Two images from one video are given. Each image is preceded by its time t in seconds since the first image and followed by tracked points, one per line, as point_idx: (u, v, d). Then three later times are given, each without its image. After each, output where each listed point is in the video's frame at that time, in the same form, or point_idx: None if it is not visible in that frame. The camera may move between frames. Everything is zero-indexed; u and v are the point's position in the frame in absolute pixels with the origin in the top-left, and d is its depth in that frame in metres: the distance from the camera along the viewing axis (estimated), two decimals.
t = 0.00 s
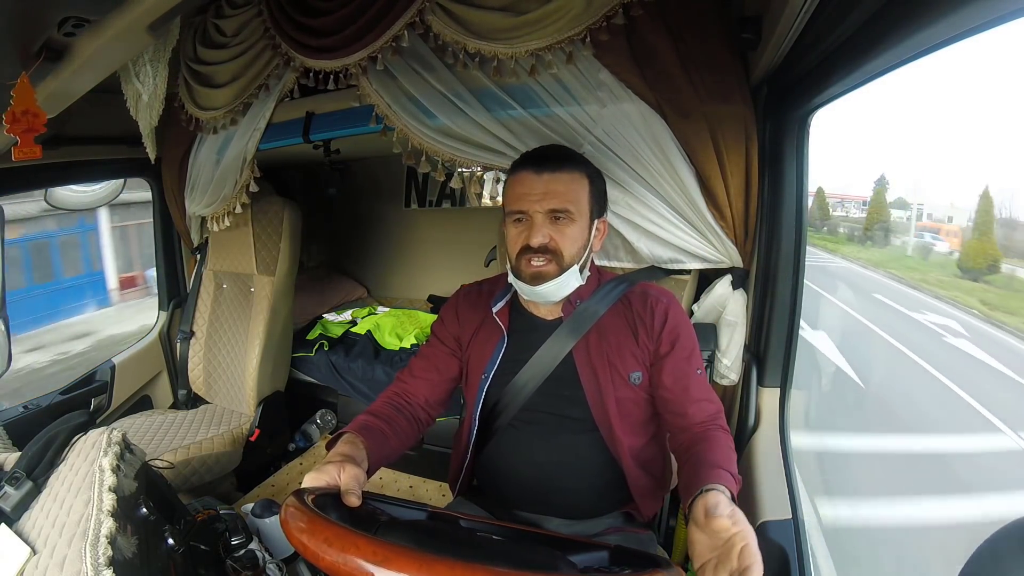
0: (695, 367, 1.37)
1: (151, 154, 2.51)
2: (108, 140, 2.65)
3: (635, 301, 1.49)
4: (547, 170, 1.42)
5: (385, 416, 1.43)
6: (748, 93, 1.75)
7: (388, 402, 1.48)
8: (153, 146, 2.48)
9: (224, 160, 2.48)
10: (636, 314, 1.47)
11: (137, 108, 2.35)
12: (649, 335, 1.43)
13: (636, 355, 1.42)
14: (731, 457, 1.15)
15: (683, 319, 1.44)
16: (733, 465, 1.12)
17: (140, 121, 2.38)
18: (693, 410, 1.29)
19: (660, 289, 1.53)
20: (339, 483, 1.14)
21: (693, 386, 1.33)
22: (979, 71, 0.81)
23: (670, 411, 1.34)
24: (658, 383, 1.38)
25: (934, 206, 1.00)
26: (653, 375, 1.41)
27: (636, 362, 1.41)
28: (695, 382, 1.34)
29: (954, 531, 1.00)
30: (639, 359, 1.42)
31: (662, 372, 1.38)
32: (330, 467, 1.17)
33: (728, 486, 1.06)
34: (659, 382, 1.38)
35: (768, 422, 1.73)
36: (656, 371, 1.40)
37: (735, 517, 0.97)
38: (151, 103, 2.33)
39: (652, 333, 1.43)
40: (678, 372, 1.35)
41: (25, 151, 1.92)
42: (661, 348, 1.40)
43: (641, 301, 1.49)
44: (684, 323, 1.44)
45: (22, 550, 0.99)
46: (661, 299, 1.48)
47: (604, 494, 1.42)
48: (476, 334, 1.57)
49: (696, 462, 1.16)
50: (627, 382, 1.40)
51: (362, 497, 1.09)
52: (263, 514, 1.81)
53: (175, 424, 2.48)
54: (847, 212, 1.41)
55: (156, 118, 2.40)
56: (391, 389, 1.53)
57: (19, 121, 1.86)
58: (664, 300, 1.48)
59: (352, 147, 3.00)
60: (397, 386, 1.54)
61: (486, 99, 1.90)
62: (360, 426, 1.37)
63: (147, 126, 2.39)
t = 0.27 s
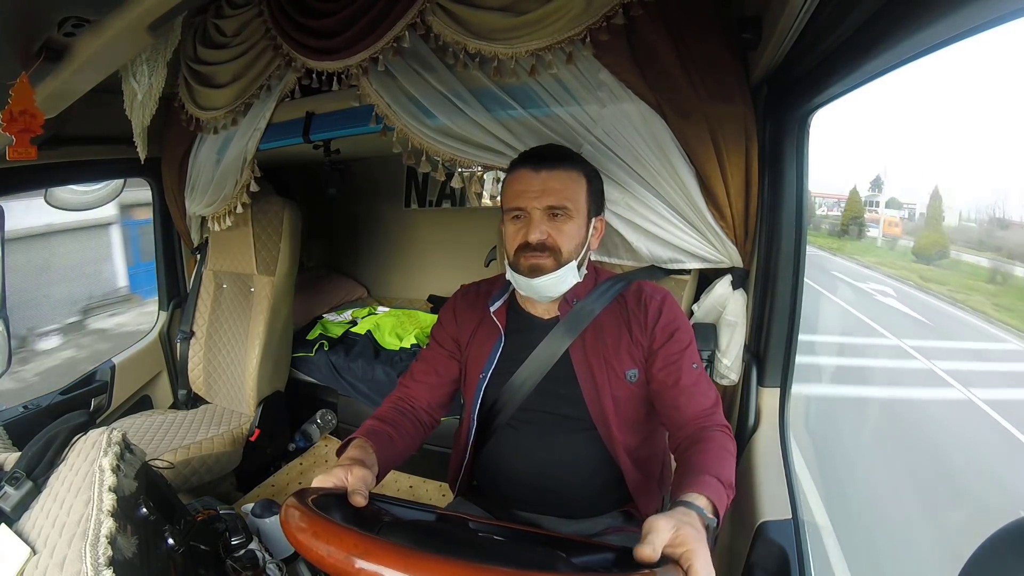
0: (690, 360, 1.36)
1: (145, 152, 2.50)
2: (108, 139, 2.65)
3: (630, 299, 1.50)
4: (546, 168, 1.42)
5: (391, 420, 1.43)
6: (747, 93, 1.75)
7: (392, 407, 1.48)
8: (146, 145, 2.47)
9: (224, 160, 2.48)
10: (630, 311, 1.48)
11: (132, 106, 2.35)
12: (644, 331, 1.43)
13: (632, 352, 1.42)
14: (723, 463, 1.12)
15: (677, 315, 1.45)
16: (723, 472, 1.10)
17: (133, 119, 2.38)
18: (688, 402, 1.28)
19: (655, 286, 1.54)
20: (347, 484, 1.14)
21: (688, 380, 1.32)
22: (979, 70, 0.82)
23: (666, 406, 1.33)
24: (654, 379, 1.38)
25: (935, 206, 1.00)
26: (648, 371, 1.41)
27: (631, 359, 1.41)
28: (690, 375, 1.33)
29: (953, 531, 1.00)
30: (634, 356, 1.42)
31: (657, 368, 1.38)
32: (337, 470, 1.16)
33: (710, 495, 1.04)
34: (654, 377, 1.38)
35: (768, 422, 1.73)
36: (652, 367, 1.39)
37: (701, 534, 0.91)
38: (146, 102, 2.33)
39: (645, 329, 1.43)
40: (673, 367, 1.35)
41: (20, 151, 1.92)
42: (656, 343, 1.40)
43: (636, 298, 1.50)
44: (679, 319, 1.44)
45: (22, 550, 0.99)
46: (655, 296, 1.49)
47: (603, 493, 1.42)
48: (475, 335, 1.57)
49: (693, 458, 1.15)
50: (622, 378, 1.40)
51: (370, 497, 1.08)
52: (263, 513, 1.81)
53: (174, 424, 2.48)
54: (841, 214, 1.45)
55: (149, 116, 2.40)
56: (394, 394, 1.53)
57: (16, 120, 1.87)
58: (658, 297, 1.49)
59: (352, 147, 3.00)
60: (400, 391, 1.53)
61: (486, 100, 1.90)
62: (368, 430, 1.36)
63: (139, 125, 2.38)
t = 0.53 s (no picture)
0: (689, 358, 1.36)
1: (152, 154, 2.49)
2: (108, 139, 2.65)
3: (630, 299, 1.50)
4: (548, 167, 1.43)
5: (397, 426, 1.44)
6: (747, 93, 1.75)
7: (397, 414, 1.49)
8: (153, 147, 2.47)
9: (224, 160, 2.48)
10: (630, 311, 1.48)
11: (133, 107, 2.34)
12: (644, 331, 1.43)
13: (631, 351, 1.42)
14: (724, 464, 1.12)
15: (677, 313, 1.45)
16: (725, 474, 1.10)
17: (138, 121, 2.37)
18: (687, 400, 1.28)
19: (654, 286, 1.54)
20: (354, 486, 1.15)
21: (688, 378, 1.32)
22: (977, 69, 0.82)
23: (666, 405, 1.33)
24: (654, 379, 1.38)
25: (935, 205, 1.00)
26: (648, 370, 1.41)
27: (631, 359, 1.41)
28: (690, 374, 1.32)
29: (952, 531, 1.00)
30: (634, 356, 1.42)
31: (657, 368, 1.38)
32: (346, 473, 1.17)
33: (712, 501, 1.04)
34: (654, 376, 1.38)
35: (768, 421, 1.74)
36: (652, 366, 1.39)
37: (702, 538, 0.90)
38: (150, 103, 2.33)
39: (645, 328, 1.43)
40: (673, 366, 1.35)
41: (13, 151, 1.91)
42: (655, 342, 1.40)
43: (635, 298, 1.50)
44: (678, 318, 1.44)
45: (22, 550, 0.99)
46: (654, 296, 1.49)
47: (603, 494, 1.42)
48: (475, 337, 1.57)
49: (695, 459, 1.15)
50: (621, 377, 1.40)
51: (378, 498, 1.08)
52: (263, 514, 1.81)
53: (174, 424, 2.48)
54: (826, 213, 1.53)
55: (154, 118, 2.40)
56: (398, 401, 1.53)
57: (14, 120, 1.86)
58: (657, 296, 1.49)
59: (352, 147, 3.00)
60: (405, 398, 1.54)
61: (486, 99, 1.90)
62: (376, 437, 1.37)
63: (145, 126, 2.38)
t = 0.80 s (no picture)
0: (691, 360, 1.36)
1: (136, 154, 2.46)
2: (109, 140, 2.65)
3: (631, 300, 1.50)
4: (565, 169, 1.44)
5: (400, 428, 1.44)
6: (747, 93, 1.75)
7: (400, 415, 1.49)
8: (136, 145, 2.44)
9: (224, 160, 2.48)
10: (631, 313, 1.48)
11: (124, 104, 2.34)
12: (645, 332, 1.43)
13: (632, 353, 1.42)
14: (727, 466, 1.12)
15: (679, 315, 1.45)
16: (727, 476, 1.10)
17: (126, 118, 2.36)
18: (688, 402, 1.28)
19: (655, 287, 1.54)
20: (359, 488, 1.15)
21: (689, 380, 1.32)
22: (977, 70, 0.82)
23: (667, 407, 1.33)
24: (655, 380, 1.38)
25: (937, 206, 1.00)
26: (649, 372, 1.41)
27: (632, 360, 1.41)
28: (691, 375, 1.32)
29: (951, 531, 1.00)
30: (635, 357, 1.42)
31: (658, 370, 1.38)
32: (351, 474, 1.17)
33: (716, 504, 1.04)
34: (655, 378, 1.38)
35: (768, 422, 1.74)
36: (653, 368, 1.39)
37: (703, 540, 0.90)
38: (140, 101, 2.33)
39: (647, 330, 1.43)
40: (674, 367, 1.35)
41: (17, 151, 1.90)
42: (656, 343, 1.40)
43: (636, 300, 1.50)
44: (680, 320, 1.44)
45: (22, 550, 0.99)
46: (656, 297, 1.49)
47: (604, 494, 1.43)
48: (475, 338, 1.57)
49: (697, 462, 1.15)
50: (623, 379, 1.40)
51: (381, 499, 1.07)
52: (263, 514, 1.81)
53: (175, 424, 2.48)
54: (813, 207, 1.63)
55: (142, 116, 2.39)
56: (400, 402, 1.54)
57: (18, 121, 1.86)
58: (658, 298, 1.49)
59: (352, 147, 3.00)
60: (406, 399, 1.55)
61: (486, 100, 1.90)
62: (380, 439, 1.38)
63: (133, 124, 2.36)
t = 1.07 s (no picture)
0: (691, 358, 1.36)
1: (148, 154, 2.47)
2: (109, 140, 2.65)
3: (631, 301, 1.50)
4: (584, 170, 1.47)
5: (407, 430, 1.45)
6: (747, 93, 1.75)
7: (405, 417, 1.50)
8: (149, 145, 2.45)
9: (224, 160, 2.48)
10: (632, 313, 1.48)
11: (132, 107, 2.34)
12: (645, 332, 1.43)
13: (633, 353, 1.42)
14: (729, 465, 1.12)
15: (679, 315, 1.45)
16: (729, 475, 1.10)
17: (135, 119, 2.36)
18: (689, 400, 1.28)
19: (656, 287, 1.54)
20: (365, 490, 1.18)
21: (689, 379, 1.31)
22: (977, 70, 0.82)
23: (667, 406, 1.33)
24: (656, 380, 1.38)
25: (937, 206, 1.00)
26: (650, 372, 1.40)
27: (633, 361, 1.41)
28: (691, 374, 1.32)
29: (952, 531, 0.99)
30: (636, 357, 1.42)
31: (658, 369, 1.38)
32: (359, 477, 1.21)
33: (719, 503, 1.04)
34: (655, 377, 1.38)
35: (768, 421, 1.74)
36: (653, 368, 1.39)
37: (701, 541, 0.90)
38: (147, 103, 2.33)
39: (647, 329, 1.43)
40: (674, 367, 1.35)
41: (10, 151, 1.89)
42: (656, 343, 1.40)
43: (637, 300, 1.50)
44: (680, 319, 1.44)
45: (22, 550, 0.99)
46: (656, 298, 1.49)
47: (604, 494, 1.42)
48: (476, 339, 1.57)
49: (699, 461, 1.15)
50: (623, 379, 1.40)
51: (386, 499, 1.07)
52: (263, 514, 1.81)
53: (175, 424, 2.48)
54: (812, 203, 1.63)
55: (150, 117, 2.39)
56: (406, 404, 1.54)
57: (12, 120, 1.86)
58: (659, 298, 1.49)
59: (352, 147, 3.00)
60: (411, 400, 1.55)
61: (486, 100, 1.90)
62: (388, 442, 1.39)
63: (140, 125, 2.36)
